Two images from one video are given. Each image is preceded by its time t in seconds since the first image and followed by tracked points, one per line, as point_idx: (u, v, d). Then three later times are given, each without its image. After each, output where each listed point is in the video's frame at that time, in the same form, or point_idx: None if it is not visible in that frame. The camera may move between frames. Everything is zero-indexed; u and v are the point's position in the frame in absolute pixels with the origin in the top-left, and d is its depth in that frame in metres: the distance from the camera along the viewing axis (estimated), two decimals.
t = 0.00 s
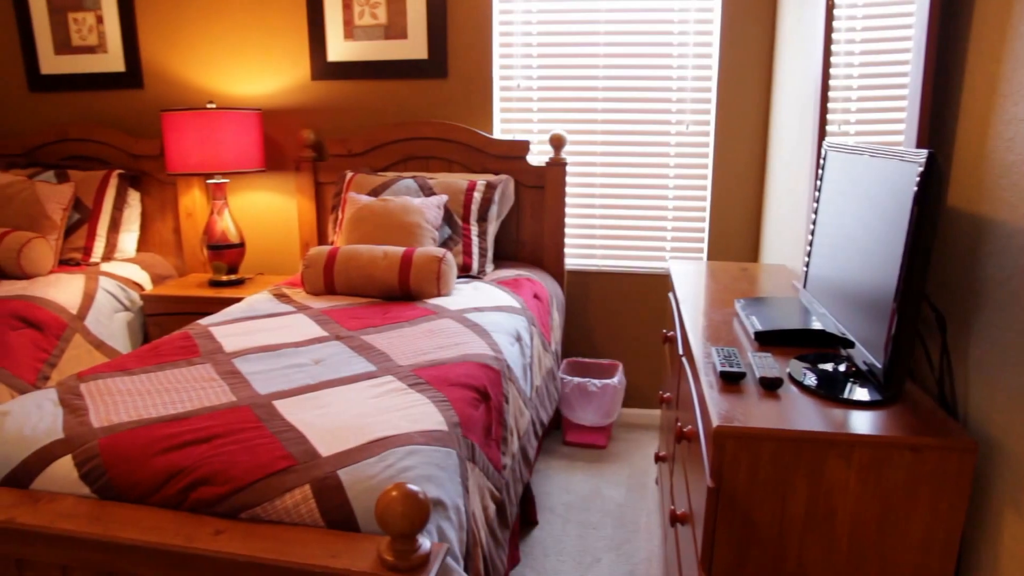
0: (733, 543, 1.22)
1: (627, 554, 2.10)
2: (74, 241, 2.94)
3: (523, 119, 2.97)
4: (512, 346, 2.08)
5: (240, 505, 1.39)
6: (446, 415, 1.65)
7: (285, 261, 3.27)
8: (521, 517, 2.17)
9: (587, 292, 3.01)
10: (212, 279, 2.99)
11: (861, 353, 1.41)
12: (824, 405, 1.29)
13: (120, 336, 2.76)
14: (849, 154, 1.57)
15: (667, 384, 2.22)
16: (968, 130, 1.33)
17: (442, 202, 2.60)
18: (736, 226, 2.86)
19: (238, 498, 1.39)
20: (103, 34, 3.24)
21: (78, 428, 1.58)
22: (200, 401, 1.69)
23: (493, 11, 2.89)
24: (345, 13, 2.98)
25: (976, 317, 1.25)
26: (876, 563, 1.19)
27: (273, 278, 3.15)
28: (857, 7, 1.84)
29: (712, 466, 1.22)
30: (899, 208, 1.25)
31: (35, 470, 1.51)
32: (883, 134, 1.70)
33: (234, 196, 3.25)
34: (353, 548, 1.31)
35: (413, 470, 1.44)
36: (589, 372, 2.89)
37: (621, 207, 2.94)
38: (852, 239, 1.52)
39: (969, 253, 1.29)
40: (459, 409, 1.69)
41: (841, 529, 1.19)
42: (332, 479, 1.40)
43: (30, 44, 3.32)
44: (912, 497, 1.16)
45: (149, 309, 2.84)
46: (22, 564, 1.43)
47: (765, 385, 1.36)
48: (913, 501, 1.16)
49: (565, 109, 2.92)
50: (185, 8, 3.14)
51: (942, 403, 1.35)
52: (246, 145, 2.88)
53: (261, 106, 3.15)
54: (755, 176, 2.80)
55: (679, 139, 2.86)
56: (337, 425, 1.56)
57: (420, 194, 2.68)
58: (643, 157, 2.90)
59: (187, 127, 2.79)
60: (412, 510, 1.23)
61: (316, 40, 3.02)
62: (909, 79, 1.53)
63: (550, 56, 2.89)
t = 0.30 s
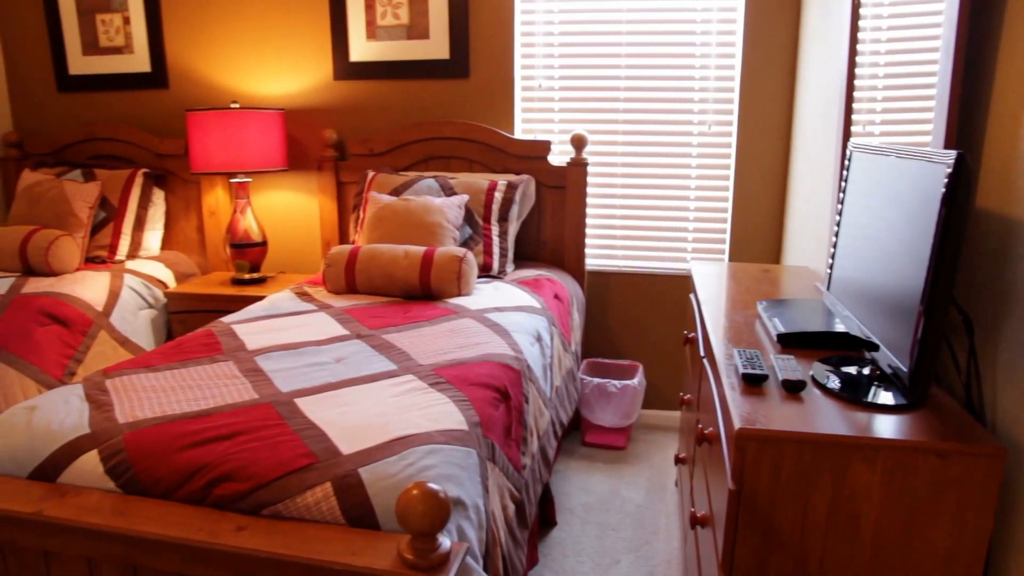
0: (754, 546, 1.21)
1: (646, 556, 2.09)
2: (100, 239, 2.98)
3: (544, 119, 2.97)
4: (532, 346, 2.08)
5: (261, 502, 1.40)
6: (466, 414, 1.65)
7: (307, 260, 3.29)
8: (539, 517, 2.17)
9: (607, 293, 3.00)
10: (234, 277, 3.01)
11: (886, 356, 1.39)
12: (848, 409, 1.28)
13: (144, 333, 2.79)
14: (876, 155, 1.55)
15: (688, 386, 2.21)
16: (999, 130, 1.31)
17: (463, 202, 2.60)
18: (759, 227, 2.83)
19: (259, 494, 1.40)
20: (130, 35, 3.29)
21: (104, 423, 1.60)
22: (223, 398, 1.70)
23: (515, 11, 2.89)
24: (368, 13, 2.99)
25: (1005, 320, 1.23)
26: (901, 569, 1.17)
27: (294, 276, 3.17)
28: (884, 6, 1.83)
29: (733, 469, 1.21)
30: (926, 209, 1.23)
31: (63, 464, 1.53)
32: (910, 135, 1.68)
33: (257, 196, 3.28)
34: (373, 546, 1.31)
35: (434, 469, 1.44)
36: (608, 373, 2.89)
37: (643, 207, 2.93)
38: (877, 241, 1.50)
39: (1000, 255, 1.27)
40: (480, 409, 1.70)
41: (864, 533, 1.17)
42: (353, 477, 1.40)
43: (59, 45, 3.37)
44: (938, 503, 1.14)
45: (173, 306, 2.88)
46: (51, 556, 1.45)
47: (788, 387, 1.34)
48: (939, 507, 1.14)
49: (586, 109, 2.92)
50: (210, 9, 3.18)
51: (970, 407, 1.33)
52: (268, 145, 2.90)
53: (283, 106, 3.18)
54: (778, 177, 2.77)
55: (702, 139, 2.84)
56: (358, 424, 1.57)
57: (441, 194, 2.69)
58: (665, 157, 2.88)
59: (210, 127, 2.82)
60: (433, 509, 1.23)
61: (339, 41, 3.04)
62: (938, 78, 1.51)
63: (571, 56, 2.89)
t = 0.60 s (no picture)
0: (777, 550, 1.19)
1: (666, 558, 2.08)
2: (127, 237, 3.01)
3: (567, 119, 2.97)
4: (554, 347, 2.07)
5: (284, 499, 1.41)
6: (488, 414, 1.65)
7: (330, 259, 3.31)
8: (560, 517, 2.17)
9: (628, 293, 2.99)
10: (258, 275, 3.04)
11: (914, 360, 1.37)
12: (873, 413, 1.26)
13: (169, 330, 2.82)
14: (905, 156, 1.53)
15: (710, 388, 2.20)
16: None
17: (486, 202, 2.61)
18: (783, 228, 2.81)
19: (282, 492, 1.41)
20: (157, 36, 3.33)
21: (130, 418, 1.62)
22: (246, 396, 1.72)
23: (539, 11, 2.89)
24: (392, 13, 3.00)
25: None
26: None
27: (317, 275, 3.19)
28: (912, 5, 1.81)
29: (756, 472, 1.20)
30: (956, 211, 1.21)
31: (91, 459, 1.55)
32: (939, 135, 1.66)
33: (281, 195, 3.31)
34: (394, 544, 1.32)
35: (455, 468, 1.44)
36: (630, 374, 2.88)
37: (665, 208, 2.92)
38: (904, 244, 1.48)
39: None
40: (502, 408, 1.70)
41: (889, 539, 1.16)
42: (375, 475, 1.41)
43: (88, 46, 3.42)
44: (966, 509, 1.12)
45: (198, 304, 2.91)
46: (81, 548, 1.47)
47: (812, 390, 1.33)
48: (968, 514, 1.12)
49: (609, 109, 2.91)
50: (236, 10, 3.21)
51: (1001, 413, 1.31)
52: (291, 145, 2.92)
53: (307, 106, 3.20)
54: (802, 177, 2.75)
55: (725, 140, 2.82)
56: (381, 422, 1.57)
57: (464, 194, 2.69)
58: (688, 158, 2.87)
59: (234, 127, 2.85)
60: (455, 509, 1.23)
61: (363, 41, 3.05)
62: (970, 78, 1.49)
63: (594, 56, 2.88)
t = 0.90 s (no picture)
0: (802, 554, 1.18)
1: (687, 561, 2.07)
2: (154, 235, 3.05)
3: (590, 119, 2.96)
4: (576, 347, 2.07)
5: (307, 496, 1.42)
6: (510, 414, 1.65)
7: (353, 258, 3.32)
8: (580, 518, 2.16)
9: (650, 294, 2.98)
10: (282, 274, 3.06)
11: (942, 364, 1.35)
12: (900, 417, 1.24)
13: (194, 327, 2.85)
14: (935, 157, 1.51)
15: (734, 390, 2.18)
16: None
17: (508, 202, 2.61)
18: (808, 229, 2.78)
19: (305, 488, 1.42)
20: (184, 37, 3.37)
21: (156, 414, 1.64)
22: (271, 393, 1.73)
23: (563, 11, 2.88)
24: (416, 14, 3.02)
25: None
26: None
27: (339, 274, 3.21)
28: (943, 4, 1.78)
29: (780, 475, 1.19)
30: (988, 215, 1.19)
31: (118, 454, 1.57)
32: (972, 135, 1.64)
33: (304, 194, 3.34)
34: (416, 542, 1.32)
35: (477, 468, 1.44)
36: (651, 376, 2.86)
37: (688, 209, 2.90)
38: (933, 247, 1.46)
39: None
40: (524, 408, 1.69)
41: (917, 545, 1.14)
42: (398, 473, 1.41)
43: (117, 47, 3.47)
44: (997, 517, 1.10)
45: (222, 301, 2.94)
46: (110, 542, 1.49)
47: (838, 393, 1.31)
48: (999, 522, 1.10)
49: (633, 109, 2.90)
50: (261, 10, 3.23)
51: None
52: (315, 145, 2.94)
53: (330, 106, 3.22)
54: (828, 178, 2.72)
55: (750, 140, 2.80)
56: (404, 421, 1.58)
57: (487, 194, 2.70)
58: (712, 158, 2.85)
59: (258, 126, 2.87)
60: (477, 508, 1.23)
61: (386, 41, 3.07)
62: (1005, 77, 1.46)
63: (618, 56, 2.88)
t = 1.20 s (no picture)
0: (827, 560, 1.17)
1: (709, 564, 2.05)
2: (181, 233, 3.08)
3: (614, 119, 2.95)
4: (599, 348, 2.06)
5: (331, 493, 1.42)
6: (533, 414, 1.65)
7: (376, 257, 3.34)
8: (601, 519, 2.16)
9: (673, 296, 2.97)
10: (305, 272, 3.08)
11: (973, 369, 1.33)
12: (928, 422, 1.23)
13: (219, 324, 2.88)
14: (966, 158, 1.49)
15: (757, 393, 2.17)
16: None
17: (531, 202, 2.61)
18: (835, 231, 2.74)
19: (329, 486, 1.43)
20: (211, 37, 3.40)
21: (182, 410, 1.66)
22: (295, 390, 1.74)
23: (587, 11, 2.88)
24: (440, 14, 3.02)
25: None
26: None
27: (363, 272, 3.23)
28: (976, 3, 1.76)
29: (805, 479, 1.18)
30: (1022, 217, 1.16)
31: (145, 449, 1.59)
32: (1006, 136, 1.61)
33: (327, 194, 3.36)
34: (438, 541, 1.32)
35: (500, 467, 1.44)
36: (673, 377, 2.85)
37: (712, 209, 2.89)
38: (963, 250, 1.43)
39: None
40: (547, 409, 1.69)
41: (946, 553, 1.12)
42: (421, 472, 1.42)
43: (146, 47, 3.52)
44: None
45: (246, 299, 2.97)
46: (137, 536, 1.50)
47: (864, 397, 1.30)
48: None
49: (656, 109, 2.89)
50: (287, 11, 3.26)
51: None
52: (339, 144, 2.96)
53: (354, 105, 3.24)
54: (855, 179, 2.68)
55: (775, 141, 2.78)
56: (426, 420, 1.58)
57: (510, 194, 2.70)
58: (737, 159, 2.83)
59: (284, 126, 2.90)
60: (500, 507, 1.23)
61: (411, 41, 3.08)
62: None
63: (642, 56, 2.86)
